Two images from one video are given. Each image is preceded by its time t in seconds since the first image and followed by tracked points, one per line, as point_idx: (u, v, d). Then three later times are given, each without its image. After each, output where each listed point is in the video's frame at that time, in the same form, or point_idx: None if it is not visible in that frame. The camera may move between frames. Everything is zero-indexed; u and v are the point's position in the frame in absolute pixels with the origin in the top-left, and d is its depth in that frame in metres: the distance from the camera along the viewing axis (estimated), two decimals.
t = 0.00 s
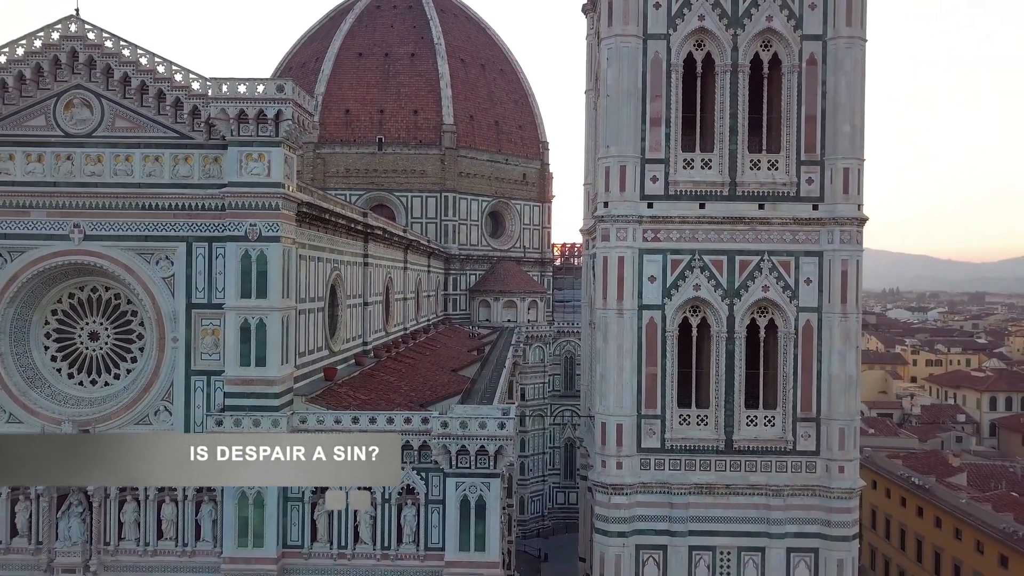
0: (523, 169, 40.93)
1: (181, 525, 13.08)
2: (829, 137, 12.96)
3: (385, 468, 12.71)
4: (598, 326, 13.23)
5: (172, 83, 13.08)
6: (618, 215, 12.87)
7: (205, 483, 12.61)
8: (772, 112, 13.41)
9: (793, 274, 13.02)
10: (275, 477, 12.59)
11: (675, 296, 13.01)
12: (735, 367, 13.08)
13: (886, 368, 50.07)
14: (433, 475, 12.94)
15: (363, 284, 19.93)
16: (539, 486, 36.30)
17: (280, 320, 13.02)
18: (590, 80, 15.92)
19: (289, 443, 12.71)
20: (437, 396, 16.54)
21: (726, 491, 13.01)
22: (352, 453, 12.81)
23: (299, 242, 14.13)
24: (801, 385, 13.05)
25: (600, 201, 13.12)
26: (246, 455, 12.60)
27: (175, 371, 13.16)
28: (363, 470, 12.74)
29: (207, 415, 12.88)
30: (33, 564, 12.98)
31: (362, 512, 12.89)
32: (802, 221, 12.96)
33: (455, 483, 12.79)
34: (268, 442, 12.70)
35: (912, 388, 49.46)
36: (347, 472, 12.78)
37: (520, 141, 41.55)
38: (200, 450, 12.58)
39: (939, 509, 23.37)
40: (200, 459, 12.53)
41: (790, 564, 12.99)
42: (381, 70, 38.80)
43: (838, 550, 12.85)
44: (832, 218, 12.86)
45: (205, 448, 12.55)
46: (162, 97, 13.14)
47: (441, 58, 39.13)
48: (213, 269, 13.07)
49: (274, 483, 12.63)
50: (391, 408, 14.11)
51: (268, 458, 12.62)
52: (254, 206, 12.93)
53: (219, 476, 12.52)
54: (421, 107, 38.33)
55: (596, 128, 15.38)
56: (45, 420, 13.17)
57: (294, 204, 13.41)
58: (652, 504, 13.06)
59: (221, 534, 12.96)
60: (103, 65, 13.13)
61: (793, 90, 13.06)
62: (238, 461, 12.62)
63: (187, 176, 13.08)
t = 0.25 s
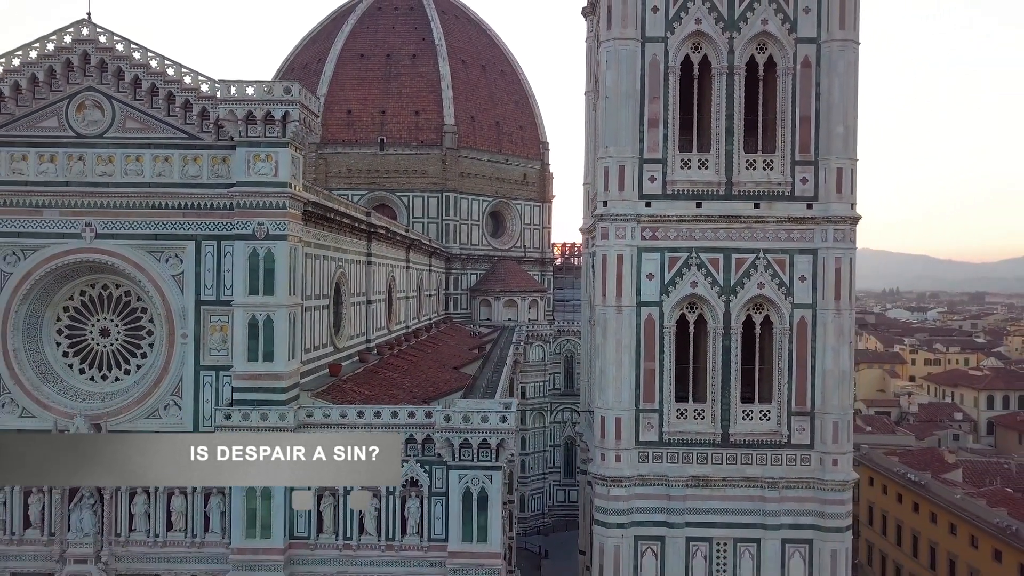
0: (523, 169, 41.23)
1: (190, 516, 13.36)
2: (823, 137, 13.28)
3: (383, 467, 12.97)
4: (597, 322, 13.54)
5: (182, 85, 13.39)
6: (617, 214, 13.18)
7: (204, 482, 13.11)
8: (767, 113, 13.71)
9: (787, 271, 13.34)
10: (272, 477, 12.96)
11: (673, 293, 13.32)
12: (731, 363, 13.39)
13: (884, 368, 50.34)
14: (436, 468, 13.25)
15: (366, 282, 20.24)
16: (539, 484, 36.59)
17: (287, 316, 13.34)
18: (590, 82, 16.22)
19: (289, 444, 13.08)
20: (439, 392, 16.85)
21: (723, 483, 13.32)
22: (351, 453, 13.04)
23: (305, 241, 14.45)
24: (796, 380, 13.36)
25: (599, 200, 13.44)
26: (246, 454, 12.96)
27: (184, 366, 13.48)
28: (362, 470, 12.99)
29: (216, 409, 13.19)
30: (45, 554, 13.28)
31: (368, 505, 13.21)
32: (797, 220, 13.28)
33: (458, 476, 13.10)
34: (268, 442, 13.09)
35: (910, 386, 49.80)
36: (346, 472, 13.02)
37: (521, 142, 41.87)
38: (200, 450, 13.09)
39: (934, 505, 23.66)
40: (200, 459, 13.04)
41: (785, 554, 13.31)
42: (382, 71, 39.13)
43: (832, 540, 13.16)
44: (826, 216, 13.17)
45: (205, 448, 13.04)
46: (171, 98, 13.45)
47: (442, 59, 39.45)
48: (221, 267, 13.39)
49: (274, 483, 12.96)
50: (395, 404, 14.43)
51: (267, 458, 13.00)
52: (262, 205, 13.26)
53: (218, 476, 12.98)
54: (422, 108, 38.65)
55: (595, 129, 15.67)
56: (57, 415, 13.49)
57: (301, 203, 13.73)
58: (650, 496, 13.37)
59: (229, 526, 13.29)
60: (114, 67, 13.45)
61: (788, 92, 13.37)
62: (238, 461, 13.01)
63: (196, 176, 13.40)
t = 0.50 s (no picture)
0: (524, 169, 41.54)
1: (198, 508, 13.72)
2: (816, 138, 13.60)
3: (339, 466, 13.39)
4: (597, 318, 13.84)
5: (190, 87, 13.71)
6: (615, 212, 13.51)
7: (159, 482, 13.46)
8: (762, 114, 14.02)
9: (782, 269, 13.65)
10: (228, 475, 13.28)
11: (670, 290, 13.64)
12: (727, 358, 13.71)
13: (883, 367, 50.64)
14: (439, 461, 13.57)
15: (369, 280, 20.56)
16: (539, 482, 36.91)
17: (293, 313, 13.65)
18: (589, 84, 16.53)
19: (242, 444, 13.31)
20: (441, 388, 17.16)
21: (719, 476, 13.64)
22: (306, 452, 13.41)
23: (310, 240, 14.76)
24: (790, 375, 13.68)
25: (598, 199, 13.76)
26: (201, 455, 13.35)
27: (193, 361, 13.80)
28: (317, 469, 13.37)
29: (224, 403, 13.50)
30: (57, 545, 13.63)
31: (372, 497, 13.54)
32: (791, 219, 13.60)
33: (460, 468, 13.42)
34: (224, 443, 13.38)
35: (908, 385, 50.10)
36: (302, 472, 13.32)
37: (521, 142, 42.18)
38: (158, 450, 13.43)
39: (930, 501, 23.97)
40: (154, 459, 13.38)
41: (779, 545, 13.63)
42: (384, 72, 39.46)
43: (825, 531, 13.47)
44: (819, 215, 13.49)
45: (160, 448, 13.41)
46: (181, 100, 13.77)
47: (443, 60, 39.77)
48: (229, 264, 13.71)
49: (233, 483, 13.32)
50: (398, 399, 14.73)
51: (225, 458, 13.31)
52: (269, 204, 13.57)
53: (172, 476, 13.37)
54: (423, 109, 38.98)
55: (594, 130, 15.99)
56: (68, 409, 13.79)
57: (307, 202, 14.05)
58: (648, 488, 13.69)
59: (237, 517, 13.62)
60: (125, 70, 13.78)
61: (783, 93, 13.69)
62: (193, 461, 13.43)
63: (204, 175, 13.71)
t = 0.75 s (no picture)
0: (524, 169, 41.85)
1: (206, 501, 14.05)
2: (811, 139, 13.92)
3: (143, 467, 13.35)
4: (595, 315, 14.16)
5: (199, 89, 14.04)
6: (613, 212, 13.83)
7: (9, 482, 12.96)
8: (757, 116, 14.34)
9: (777, 267, 13.97)
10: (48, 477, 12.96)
11: (667, 288, 13.96)
12: (723, 354, 14.03)
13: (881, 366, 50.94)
14: (441, 454, 13.89)
15: (372, 279, 20.88)
16: (540, 480, 37.20)
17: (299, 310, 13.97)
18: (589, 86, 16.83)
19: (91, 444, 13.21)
20: (443, 384, 17.48)
21: (715, 469, 13.96)
22: (112, 452, 13.38)
23: (315, 239, 15.08)
24: (785, 370, 13.99)
25: (597, 199, 14.08)
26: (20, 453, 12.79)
27: (201, 357, 14.12)
28: (120, 469, 13.30)
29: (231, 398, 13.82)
30: (68, 536, 13.95)
31: (376, 490, 13.87)
32: (786, 217, 13.91)
33: (462, 462, 13.74)
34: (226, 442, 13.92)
35: (906, 385, 50.38)
36: (104, 471, 13.23)
37: (521, 142, 42.50)
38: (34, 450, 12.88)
39: (925, 497, 24.26)
40: None
41: (774, 538, 13.94)
42: (385, 73, 39.78)
43: (819, 523, 13.78)
44: (813, 214, 13.81)
45: None
46: (189, 102, 14.09)
47: (444, 61, 40.09)
48: (236, 263, 14.03)
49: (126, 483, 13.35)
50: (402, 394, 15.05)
51: (30, 458, 12.83)
52: (276, 204, 13.89)
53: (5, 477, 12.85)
54: (424, 109, 39.30)
55: (593, 130, 16.30)
56: (80, 404, 14.11)
57: (312, 202, 14.36)
58: (646, 481, 14.01)
59: (244, 509, 13.94)
60: (135, 72, 14.10)
61: (777, 95, 14.01)
62: None
63: (212, 175, 14.04)
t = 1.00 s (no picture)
0: (524, 170, 42.17)
1: (213, 494, 14.37)
2: (804, 139, 14.24)
3: None
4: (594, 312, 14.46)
5: (206, 91, 14.36)
6: (611, 211, 14.14)
7: None
8: (752, 117, 14.65)
9: (772, 265, 14.29)
10: None
11: (664, 285, 14.27)
12: (719, 350, 14.34)
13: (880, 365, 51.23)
14: (443, 448, 14.21)
15: (374, 277, 21.19)
16: (540, 478, 37.52)
17: (305, 307, 14.29)
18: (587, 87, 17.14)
19: None
20: (445, 380, 17.80)
21: (711, 463, 14.28)
22: None
23: (319, 237, 15.39)
24: (779, 366, 14.29)
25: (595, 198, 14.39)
26: None
27: (207, 354, 14.43)
28: None
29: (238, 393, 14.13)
30: (79, 528, 14.27)
31: (379, 483, 14.18)
32: (780, 217, 14.22)
33: (464, 455, 14.05)
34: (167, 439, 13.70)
35: (904, 384, 50.66)
36: None
37: (521, 143, 42.81)
38: None
39: (920, 493, 24.57)
40: None
41: (768, 530, 14.25)
42: (387, 74, 40.10)
43: (813, 516, 14.10)
44: (807, 213, 14.12)
45: None
46: (197, 104, 14.41)
47: (445, 63, 40.42)
48: (243, 261, 14.35)
49: None
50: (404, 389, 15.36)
51: None
52: (281, 203, 14.21)
53: None
54: (425, 110, 39.62)
55: (592, 131, 16.60)
56: (90, 399, 14.42)
57: (317, 201, 14.68)
58: (643, 474, 14.33)
59: (250, 502, 14.25)
60: (144, 75, 14.42)
61: (772, 97, 14.32)
62: None
63: (219, 175, 14.35)
